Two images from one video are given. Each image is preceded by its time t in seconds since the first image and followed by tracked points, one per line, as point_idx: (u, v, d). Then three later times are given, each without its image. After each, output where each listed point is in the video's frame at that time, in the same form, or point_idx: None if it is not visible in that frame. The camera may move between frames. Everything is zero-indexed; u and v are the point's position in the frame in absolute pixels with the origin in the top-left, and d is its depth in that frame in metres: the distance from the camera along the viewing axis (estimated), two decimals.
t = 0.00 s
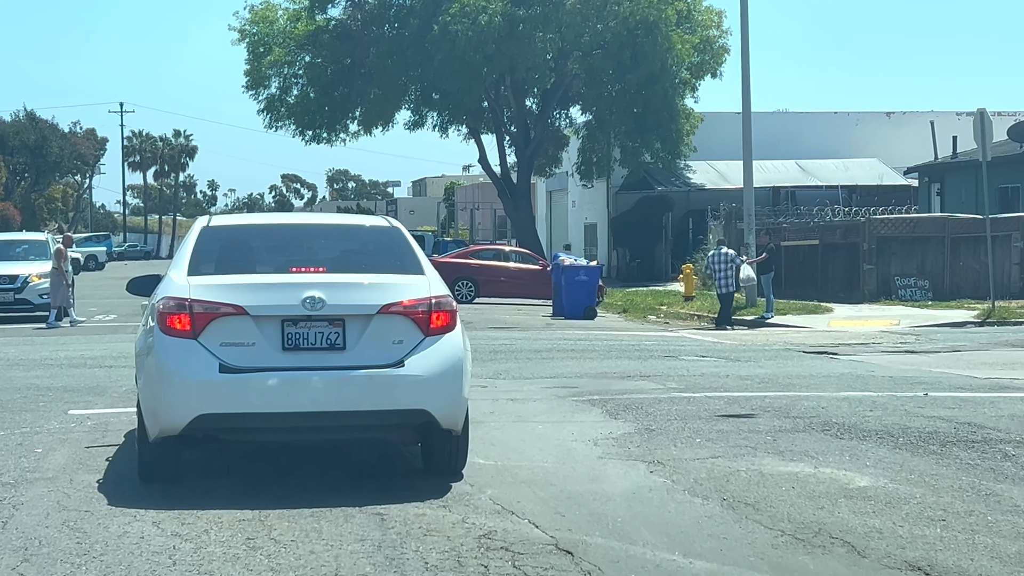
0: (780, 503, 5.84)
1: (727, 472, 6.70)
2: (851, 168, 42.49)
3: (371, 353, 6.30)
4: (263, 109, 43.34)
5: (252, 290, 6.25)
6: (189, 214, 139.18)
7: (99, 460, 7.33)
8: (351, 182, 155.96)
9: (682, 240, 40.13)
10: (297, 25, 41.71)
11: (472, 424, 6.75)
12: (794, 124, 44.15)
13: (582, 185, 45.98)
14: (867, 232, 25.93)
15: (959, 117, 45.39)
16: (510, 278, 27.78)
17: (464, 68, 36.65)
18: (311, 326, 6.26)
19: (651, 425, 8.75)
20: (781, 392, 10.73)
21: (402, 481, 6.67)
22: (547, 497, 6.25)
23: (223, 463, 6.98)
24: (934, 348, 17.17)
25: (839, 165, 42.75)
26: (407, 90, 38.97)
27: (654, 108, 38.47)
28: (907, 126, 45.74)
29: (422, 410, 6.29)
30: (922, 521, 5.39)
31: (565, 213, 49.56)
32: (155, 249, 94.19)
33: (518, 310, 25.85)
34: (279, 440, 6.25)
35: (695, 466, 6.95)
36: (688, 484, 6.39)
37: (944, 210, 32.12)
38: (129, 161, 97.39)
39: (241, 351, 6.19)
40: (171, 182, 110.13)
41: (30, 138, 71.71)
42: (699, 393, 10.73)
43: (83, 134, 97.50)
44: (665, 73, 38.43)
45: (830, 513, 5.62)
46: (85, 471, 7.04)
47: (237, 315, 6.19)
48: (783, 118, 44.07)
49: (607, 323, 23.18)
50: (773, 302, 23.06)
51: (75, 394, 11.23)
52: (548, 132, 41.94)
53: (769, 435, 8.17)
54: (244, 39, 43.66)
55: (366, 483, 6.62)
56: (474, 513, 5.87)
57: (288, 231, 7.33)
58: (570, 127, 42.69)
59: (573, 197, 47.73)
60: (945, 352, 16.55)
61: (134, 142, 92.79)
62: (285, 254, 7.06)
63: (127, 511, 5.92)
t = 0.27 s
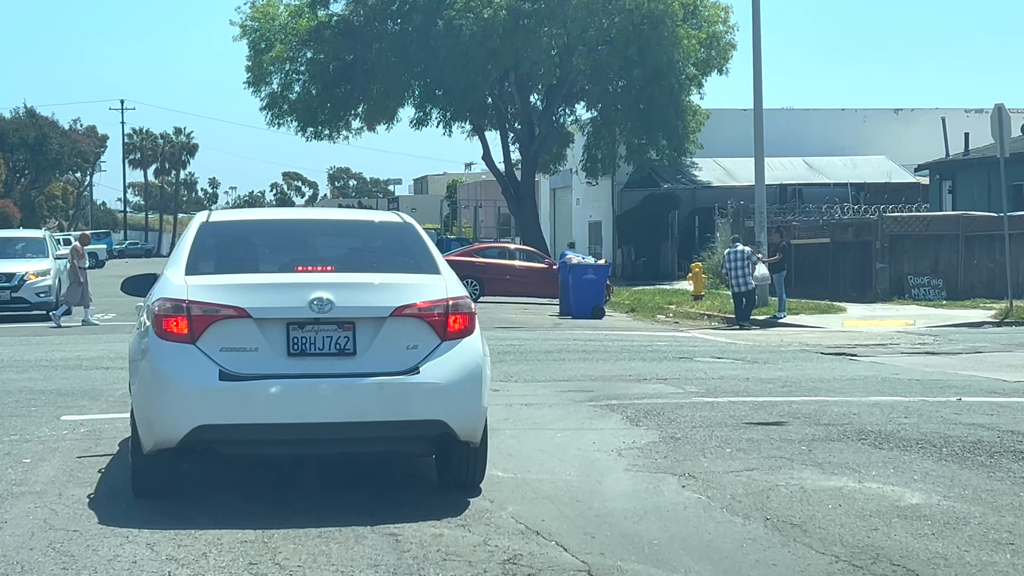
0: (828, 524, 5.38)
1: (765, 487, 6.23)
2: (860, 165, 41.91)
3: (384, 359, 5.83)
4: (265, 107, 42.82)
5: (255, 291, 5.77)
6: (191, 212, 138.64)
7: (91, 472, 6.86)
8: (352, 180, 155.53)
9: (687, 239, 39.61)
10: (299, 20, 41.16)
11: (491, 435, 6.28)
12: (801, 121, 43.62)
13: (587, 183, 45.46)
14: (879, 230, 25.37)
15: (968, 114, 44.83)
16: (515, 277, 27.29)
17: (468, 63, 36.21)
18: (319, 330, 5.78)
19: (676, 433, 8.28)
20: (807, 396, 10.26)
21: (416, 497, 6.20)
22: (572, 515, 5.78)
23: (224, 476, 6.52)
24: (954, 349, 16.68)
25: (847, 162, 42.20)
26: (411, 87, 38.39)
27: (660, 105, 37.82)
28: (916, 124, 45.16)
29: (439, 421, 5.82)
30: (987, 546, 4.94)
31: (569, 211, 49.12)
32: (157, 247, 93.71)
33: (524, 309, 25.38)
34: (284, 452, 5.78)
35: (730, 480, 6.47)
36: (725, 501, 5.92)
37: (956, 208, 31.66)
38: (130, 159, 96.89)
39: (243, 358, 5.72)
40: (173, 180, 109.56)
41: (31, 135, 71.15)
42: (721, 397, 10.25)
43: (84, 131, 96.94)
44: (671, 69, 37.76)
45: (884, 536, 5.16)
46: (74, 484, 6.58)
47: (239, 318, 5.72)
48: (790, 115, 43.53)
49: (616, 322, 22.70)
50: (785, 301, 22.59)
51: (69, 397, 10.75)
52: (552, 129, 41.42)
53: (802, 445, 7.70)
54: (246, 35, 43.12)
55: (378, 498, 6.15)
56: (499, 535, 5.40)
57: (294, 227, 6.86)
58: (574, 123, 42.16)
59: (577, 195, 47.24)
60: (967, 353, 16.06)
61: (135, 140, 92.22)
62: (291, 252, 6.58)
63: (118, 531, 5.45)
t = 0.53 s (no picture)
0: (883, 545, 4.96)
1: (807, 501, 5.80)
2: (867, 161, 41.45)
3: (397, 365, 5.38)
4: (266, 103, 42.29)
5: (258, 291, 5.33)
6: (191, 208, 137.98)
7: (81, 484, 6.41)
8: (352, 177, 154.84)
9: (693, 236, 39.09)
10: (300, 15, 40.57)
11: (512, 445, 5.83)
12: (808, 117, 43.12)
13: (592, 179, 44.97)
14: (892, 227, 24.83)
15: (977, 110, 44.33)
16: (521, 274, 26.82)
17: (472, 57, 35.57)
18: (327, 333, 5.33)
19: (701, 440, 7.83)
20: (834, 400, 9.81)
21: (429, 512, 5.76)
22: (602, 533, 5.34)
23: (223, 490, 6.07)
24: (975, 349, 16.22)
25: (855, 158, 41.74)
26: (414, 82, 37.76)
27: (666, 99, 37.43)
28: (922, 120, 44.73)
29: (456, 431, 5.38)
30: None
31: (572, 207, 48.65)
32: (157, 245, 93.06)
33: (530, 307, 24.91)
34: (288, 466, 5.33)
35: (768, 494, 6.03)
36: (766, 517, 5.49)
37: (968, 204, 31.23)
38: (130, 156, 96.30)
39: (245, 363, 5.27)
40: (173, 176, 108.90)
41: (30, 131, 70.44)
42: (744, 401, 9.79)
43: (83, 127, 96.25)
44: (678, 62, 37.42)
45: (947, 561, 4.74)
46: (62, 497, 6.13)
47: (241, 319, 5.27)
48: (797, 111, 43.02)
49: (624, 322, 22.24)
50: (797, 299, 22.14)
51: (60, 400, 10.28)
52: (557, 125, 40.95)
53: (837, 454, 7.26)
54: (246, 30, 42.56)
55: (388, 514, 5.71)
56: (523, 557, 4.95)
57: (299, 222, 6.41)
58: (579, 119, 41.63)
59: (581, 191, 46.78)
60: (990, 354, 15.59)
61: (136, 136, 91.55)
62: (295, 248, 6.13)
63: (108, 552, 5.01)
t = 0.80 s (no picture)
0: (944, 571, 4.56)
1: (851, 517, 5.40)
2: (874, 157, 41.01)
3: (412, 371, 4.97)
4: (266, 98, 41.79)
5: (262, 290, 4.91)
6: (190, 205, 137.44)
7: (70, 497, 6.00)
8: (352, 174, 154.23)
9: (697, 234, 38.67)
10: (301, 9, 40.05)
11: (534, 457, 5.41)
12: (814, 114, 42.69)
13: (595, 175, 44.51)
14: (904, 224, 24.32)
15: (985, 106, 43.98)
16: (525, 271, 26.40)
17: (475, 49, 34.96)
18: (335, 336, 4.91)
19: (728, 448, 7.41)
20: (861, 404, 9.39)
21: (445, 529, 5.34)
22: (633, 553, 4.92)
23: (223, 507, 5.66)
24: (995, 348, 15.80)
25: (861, 154, 41.29)
26: (416, 77, 37.21)
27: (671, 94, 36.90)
28: (928, 117, 44.32)
29: (474, 443, 4.96)
30: None
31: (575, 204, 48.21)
32: (157, 241, 92.50)
33: (535, 305, 24.48)
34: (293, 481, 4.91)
35: (807, 510, 5.61)
36: (810, 536, 5.09)
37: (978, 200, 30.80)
38: (130, 151, 95.77)
39: (245, 369, 4.85)
40: (173, 172, 108.36)
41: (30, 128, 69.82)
42: (766, 404, 9.37)
43: (83, 123, 95.66)
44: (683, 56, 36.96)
45: None
46: (49, 511, 5.72)
47: (241, 322, 4.85)
48: (802, 107, 42.55)
49: (632, 320, 21.80)
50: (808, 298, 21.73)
51: (52, 402, 9.84)
52: (561, 120, 40.48)
53: (875, 464, 6.84)
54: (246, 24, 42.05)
55: (400, 530, 5.29)
56: None
57: (304, 217, 5.98)
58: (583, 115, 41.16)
59: (584, 188, 46.33)
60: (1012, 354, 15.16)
61: (135, 132, 90.95)
62: (300, 245, 5.70)
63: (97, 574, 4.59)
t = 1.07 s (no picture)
0: None
1: (897, 533, 5.05)
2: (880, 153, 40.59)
3: (427, 376, 4.61)
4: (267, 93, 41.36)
5: (265, 288, 4.54)
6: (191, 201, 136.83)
7: (60, 508, 5.65)
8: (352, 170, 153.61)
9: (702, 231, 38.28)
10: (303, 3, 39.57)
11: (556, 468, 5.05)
12: (819, 109, 42.32)
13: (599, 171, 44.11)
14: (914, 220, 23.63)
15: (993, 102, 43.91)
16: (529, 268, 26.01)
17: (477, 43, 34.45)
18: (344, 338, 4.55)
19: (754, 454, 7.05)
20: (886, 406, 9.03)
21: (461, 545, 4.98)
22: (666, 573, 4.57)
23: (224, 520, 5.30)
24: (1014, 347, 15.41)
25: (867, 150, 40.87)
26: (417, 72, 36.70)
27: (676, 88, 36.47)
28: (936, 113, 43.85)
29: (493, 454, 4.60)
30: None
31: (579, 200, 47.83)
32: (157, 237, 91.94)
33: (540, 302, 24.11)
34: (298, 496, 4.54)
35: (848, 524, 5.25)
36: (857, 554, 4.73)
37: (988, 197, 30.40)
38: (130, 147, 95.33)
39: (247, 373, 4.48)
40: (173, 168, 107.81)
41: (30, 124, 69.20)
42: (789, 406, 9.00)
43: (83, 118, 95.08)
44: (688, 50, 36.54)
45: None
46: (37, 525, 5.36)
47: (243, 323, 4.49)
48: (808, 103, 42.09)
49: (639, 317, 21.44)
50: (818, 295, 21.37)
51: (46, 404, 9.47)
52: (564, 115, 40.07)
53: (912, 471, 6.47)
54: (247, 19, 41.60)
55: (412, 547, 4.93)
56: None
57: (310, 210, 5.62)
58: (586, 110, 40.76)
59: (587, 184, 45.94)
60: None
61: (136, 128, 90.34)
62: (306, 240, 5.34)
63: None
